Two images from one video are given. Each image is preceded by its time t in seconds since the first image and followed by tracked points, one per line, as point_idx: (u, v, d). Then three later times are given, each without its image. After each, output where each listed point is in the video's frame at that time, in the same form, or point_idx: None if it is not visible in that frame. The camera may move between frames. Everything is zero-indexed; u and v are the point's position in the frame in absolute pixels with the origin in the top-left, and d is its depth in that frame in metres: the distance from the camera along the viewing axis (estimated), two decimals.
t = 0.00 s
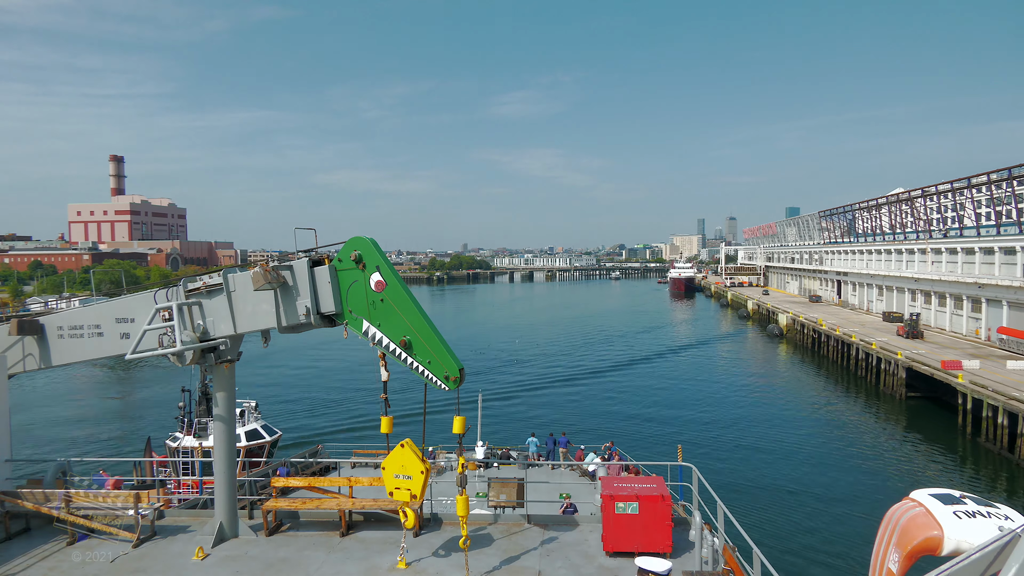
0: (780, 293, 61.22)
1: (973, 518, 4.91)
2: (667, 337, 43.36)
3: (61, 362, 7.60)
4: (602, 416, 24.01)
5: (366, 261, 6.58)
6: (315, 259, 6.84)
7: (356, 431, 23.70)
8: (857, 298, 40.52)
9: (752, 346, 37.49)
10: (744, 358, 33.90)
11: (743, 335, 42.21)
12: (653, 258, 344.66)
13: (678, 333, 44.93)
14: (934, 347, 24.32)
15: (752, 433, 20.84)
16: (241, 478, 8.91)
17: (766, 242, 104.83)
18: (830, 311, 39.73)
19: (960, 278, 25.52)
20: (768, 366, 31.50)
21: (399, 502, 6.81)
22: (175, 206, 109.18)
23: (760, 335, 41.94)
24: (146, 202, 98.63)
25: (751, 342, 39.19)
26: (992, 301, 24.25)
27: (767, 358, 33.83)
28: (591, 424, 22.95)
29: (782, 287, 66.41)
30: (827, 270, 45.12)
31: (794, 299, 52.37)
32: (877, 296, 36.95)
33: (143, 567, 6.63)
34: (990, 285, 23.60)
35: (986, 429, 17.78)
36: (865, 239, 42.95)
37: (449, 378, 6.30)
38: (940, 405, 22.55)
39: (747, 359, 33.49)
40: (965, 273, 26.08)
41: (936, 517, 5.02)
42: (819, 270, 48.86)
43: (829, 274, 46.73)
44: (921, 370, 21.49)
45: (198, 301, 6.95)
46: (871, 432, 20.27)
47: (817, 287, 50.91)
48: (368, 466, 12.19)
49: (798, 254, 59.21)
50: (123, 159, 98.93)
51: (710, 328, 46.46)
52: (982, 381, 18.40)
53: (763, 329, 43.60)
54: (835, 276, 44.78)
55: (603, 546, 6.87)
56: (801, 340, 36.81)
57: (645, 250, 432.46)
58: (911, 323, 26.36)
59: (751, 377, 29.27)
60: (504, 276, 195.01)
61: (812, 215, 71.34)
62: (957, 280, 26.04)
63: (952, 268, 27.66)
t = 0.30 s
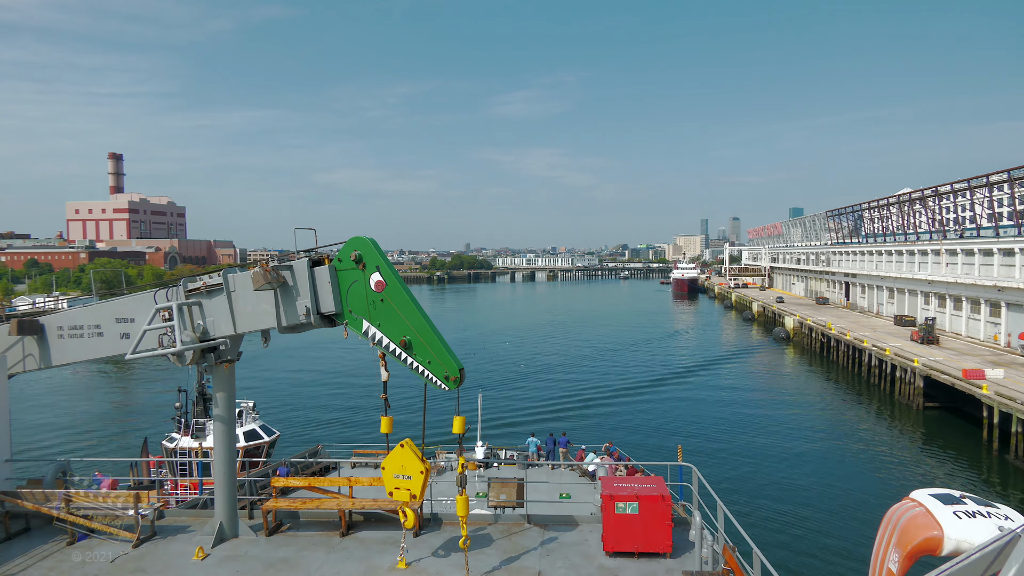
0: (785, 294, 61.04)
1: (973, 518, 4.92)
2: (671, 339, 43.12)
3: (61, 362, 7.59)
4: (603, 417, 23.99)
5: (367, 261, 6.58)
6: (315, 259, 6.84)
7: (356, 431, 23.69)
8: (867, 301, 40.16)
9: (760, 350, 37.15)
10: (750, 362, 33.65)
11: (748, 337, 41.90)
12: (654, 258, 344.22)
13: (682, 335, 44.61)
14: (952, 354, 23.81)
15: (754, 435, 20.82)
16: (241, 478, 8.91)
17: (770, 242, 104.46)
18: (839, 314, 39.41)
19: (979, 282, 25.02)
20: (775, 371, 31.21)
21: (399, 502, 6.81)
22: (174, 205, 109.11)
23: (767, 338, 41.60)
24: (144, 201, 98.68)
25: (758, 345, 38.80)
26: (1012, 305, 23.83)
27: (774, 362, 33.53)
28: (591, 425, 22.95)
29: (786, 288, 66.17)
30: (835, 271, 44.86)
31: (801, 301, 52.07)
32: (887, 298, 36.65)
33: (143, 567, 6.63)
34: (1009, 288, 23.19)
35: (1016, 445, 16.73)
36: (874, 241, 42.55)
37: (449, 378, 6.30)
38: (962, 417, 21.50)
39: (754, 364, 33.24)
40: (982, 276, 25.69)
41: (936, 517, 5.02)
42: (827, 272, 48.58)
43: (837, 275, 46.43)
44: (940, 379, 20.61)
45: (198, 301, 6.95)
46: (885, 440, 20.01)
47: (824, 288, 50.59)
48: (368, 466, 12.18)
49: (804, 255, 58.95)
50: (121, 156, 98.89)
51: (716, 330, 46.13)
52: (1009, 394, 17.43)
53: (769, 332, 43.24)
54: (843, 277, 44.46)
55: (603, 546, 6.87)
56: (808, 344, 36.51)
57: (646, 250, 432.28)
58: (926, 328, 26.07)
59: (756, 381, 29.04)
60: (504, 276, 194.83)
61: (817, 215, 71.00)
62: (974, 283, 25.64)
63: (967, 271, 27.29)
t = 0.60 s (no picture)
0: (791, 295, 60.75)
1: (973, 518, 4.91)
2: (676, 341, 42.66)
3: (61, 362, 7.59)
4: (603, 417, 23.99)
5: (367, 261, 6.58)
6: (315, 259, 6.85)
7: (356, 431, 23.72)
8: (878, 302, 39.69)
9: (767, 353, 36.72)
10: (756, 364, 33.33)
11: (754, 340, 41.45)
12: (655, 258, 343.98)
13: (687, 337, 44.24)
14: (971, 360, 22.71)
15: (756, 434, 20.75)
16: (241, 479, 8.92)
17: (774, 242, 104.06)
18: (849, 316, 38.95)
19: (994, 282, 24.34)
20: (782, 373, 30.93)
21: (399, 502, 6.81)
22: (171, 205, 109.11)
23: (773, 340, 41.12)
24: (142, 200, 98.76)
25: (765, 348, 38.35)
26: None
27: (781, 364, 33.20)
28: (591, 425, 22.95)
29: (791, 288, 65.87)
30: (842, 271, 44.49)
31: (808, 302, 51.68)
32: (898, 300, 36.14)
33: (143, 567, 6.64)
34: None
35: None
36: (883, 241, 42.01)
37: (449, 378, 6.29)
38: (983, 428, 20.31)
39: (760, 365, 32.94)
40: (1000, 276, 24.97)
41: (935, 517, 5.02)
42: (834, 272, 48.22)
43: (845, 275, 46.06)
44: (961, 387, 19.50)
45: (199, 301, 6.96)
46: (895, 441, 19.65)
47: (831, 288, 50.22)
48: (367, 466, 12.19)
49: (810, 256, 58.56)
50: (119, 156, 99.09)
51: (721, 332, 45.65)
52: None
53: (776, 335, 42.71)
54: (851, 278, 44.07)
55: (603, 546, 6.87)
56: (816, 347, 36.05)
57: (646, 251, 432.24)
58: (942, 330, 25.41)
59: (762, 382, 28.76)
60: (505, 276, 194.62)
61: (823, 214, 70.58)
62: (992, 284, 24.90)
63: (984, 271, 26.60)
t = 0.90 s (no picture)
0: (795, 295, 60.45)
1: (973, 518, 4.91)
2: (679, 343, 42.10)
3: (61, 362, 7.59)
4: (603, 418, 23.96)
5: (367, 261, 6.58)
6: (315, 259, 6.85)
7: (356, 431, 23.72)
8: (888, 303, 39.05)
9: (773, 356, 35.96)
10: (759, 367, 32.83)
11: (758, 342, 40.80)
12: (656, 258, 343.55)
13: (691, 339, 43.71)
14: (992, 366, 21.46)
15: (755, 436, 20.68)
16: (241, 479, 8.92)
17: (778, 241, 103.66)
18: (858, 318, 38.38)
19: (1013, 282, 23.31)
20: (785, 375, 30.49)
21: (399, 502, 6.81)
22: (169, 205, 109.32)
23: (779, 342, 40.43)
24: (138, 200, 98.82)
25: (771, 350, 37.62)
26: None
27: (787, 366, 32.71)
28: (591, 426, 22.93)
29: (795, 288, 65.58)
30: (850, 271, 44.04)
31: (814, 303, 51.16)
32: (909, 301, 35.46)
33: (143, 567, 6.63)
34: None
35: None
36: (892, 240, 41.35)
37: (449, 378, 6.29)
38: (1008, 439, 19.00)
39: (766, 368, 32.42)
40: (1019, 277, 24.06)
41: (936, 517, 5.02)
42: (842, 272, 47.67)
43: (852, 276, 45.51)
44: (985, 397, 18.20)
45: (199, 301, 6.96)
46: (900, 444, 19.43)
47: (837, 289, 49.73)
48: (367, 466, 12.18)
49: (816, 256, 58.09)
50: (116, 156, 99.31)
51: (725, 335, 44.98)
52: None
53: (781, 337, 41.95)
54: (859, 278, 43.61)
55: (603, 546, 6.87)
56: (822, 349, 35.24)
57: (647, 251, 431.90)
58: (959, 336, 24.18)
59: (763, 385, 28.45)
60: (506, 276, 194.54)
61: (828, 212, 70.10)
62: (1010, 284, 23.98)
63: (1001, 271, 25.76)
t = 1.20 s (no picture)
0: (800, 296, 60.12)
1: (973, 518, 4.92)
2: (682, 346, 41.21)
3: (60, 362, 7.59)
4: (604, 419, 23.97)
5: (367, 261, 6.58)
6: (315, 259, 6.84)
7: (356, 431, 23.73)
8: (899, 305, 38.08)
9: (778, 359, 35.26)
10: (762, 370, 32.44)
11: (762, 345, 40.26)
12: (657, 258, 343.13)
13: (694, 341, 43.27)
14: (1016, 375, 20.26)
15: (756, 441, 20.56)
16: (241, 479, 8.92)
17: (781, 241, 103.26)
18: (868, 321, 37.42)
19: None
20: (788, 378, 30.18)
21: (399, 502, 6.80)
22: (166, 205, 109.28)
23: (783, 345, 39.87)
24: (135, 199, 98.84)
25: (775, 354, 37.02)
26: None
27: (791, 369, 32.27)
28: (591, 427, 22.94)
29: (800, 289, 65.22)
30: (858, 272, 43.36)
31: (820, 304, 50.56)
32: (922, 303, 34.39)
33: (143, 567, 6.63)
34: None
35: None
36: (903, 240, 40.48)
37: (449, 378, 6.29)
38: None
39: (769, 371, 31.94)
40: None
41: (936, 517, 5.02)
42: (850, 273, 46.94)
43: (860, 277, 44.77)
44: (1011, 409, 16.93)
45: (199, 301, 6.96)
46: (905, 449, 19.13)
47: (844, 290, 49.08)
48: (367, 466, 12.19)
49: (822, 256, 57.48)
50: (113, 155, 99.39)
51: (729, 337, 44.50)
52: None
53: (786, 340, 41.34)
54: (867, 279, 42.85)
55: (603, 546, 6.87)
56: (829, 354, 34.33)
57: (648, 251, 431.92)
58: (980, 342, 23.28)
59: (766, 388, 28.10)
60: (506, 276, 194.28)
61: (833, 211, 69.55)
62: None
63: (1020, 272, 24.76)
